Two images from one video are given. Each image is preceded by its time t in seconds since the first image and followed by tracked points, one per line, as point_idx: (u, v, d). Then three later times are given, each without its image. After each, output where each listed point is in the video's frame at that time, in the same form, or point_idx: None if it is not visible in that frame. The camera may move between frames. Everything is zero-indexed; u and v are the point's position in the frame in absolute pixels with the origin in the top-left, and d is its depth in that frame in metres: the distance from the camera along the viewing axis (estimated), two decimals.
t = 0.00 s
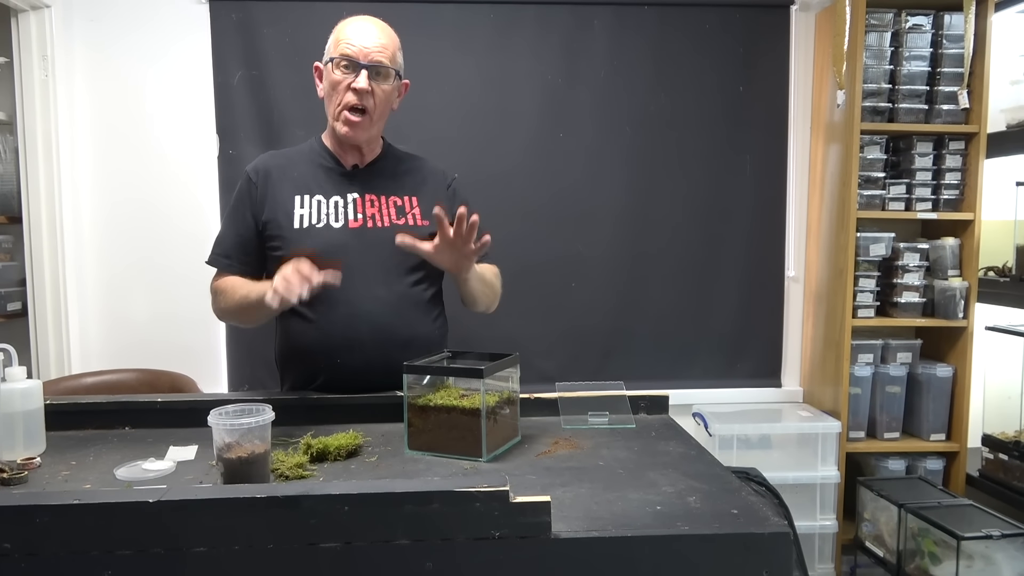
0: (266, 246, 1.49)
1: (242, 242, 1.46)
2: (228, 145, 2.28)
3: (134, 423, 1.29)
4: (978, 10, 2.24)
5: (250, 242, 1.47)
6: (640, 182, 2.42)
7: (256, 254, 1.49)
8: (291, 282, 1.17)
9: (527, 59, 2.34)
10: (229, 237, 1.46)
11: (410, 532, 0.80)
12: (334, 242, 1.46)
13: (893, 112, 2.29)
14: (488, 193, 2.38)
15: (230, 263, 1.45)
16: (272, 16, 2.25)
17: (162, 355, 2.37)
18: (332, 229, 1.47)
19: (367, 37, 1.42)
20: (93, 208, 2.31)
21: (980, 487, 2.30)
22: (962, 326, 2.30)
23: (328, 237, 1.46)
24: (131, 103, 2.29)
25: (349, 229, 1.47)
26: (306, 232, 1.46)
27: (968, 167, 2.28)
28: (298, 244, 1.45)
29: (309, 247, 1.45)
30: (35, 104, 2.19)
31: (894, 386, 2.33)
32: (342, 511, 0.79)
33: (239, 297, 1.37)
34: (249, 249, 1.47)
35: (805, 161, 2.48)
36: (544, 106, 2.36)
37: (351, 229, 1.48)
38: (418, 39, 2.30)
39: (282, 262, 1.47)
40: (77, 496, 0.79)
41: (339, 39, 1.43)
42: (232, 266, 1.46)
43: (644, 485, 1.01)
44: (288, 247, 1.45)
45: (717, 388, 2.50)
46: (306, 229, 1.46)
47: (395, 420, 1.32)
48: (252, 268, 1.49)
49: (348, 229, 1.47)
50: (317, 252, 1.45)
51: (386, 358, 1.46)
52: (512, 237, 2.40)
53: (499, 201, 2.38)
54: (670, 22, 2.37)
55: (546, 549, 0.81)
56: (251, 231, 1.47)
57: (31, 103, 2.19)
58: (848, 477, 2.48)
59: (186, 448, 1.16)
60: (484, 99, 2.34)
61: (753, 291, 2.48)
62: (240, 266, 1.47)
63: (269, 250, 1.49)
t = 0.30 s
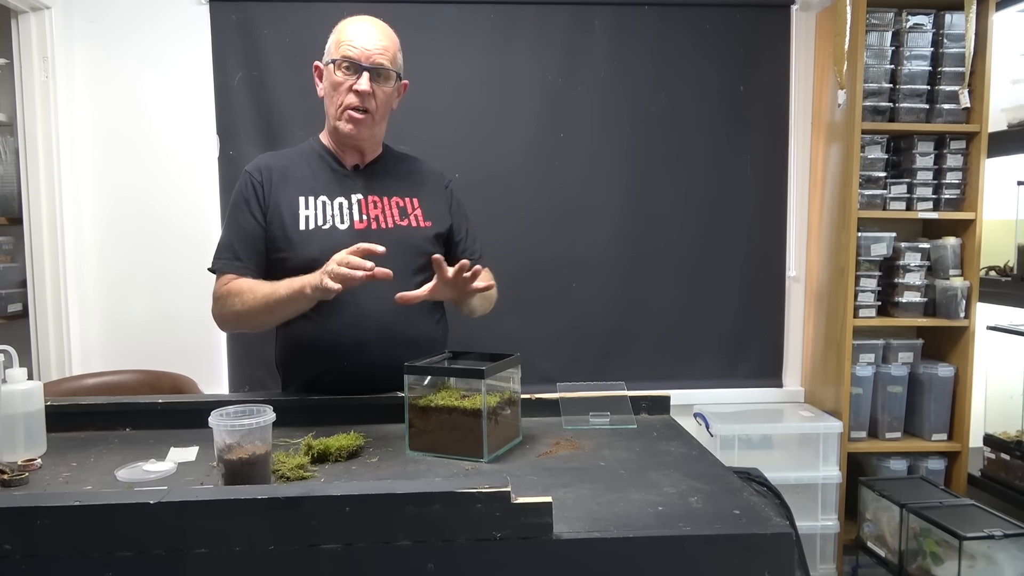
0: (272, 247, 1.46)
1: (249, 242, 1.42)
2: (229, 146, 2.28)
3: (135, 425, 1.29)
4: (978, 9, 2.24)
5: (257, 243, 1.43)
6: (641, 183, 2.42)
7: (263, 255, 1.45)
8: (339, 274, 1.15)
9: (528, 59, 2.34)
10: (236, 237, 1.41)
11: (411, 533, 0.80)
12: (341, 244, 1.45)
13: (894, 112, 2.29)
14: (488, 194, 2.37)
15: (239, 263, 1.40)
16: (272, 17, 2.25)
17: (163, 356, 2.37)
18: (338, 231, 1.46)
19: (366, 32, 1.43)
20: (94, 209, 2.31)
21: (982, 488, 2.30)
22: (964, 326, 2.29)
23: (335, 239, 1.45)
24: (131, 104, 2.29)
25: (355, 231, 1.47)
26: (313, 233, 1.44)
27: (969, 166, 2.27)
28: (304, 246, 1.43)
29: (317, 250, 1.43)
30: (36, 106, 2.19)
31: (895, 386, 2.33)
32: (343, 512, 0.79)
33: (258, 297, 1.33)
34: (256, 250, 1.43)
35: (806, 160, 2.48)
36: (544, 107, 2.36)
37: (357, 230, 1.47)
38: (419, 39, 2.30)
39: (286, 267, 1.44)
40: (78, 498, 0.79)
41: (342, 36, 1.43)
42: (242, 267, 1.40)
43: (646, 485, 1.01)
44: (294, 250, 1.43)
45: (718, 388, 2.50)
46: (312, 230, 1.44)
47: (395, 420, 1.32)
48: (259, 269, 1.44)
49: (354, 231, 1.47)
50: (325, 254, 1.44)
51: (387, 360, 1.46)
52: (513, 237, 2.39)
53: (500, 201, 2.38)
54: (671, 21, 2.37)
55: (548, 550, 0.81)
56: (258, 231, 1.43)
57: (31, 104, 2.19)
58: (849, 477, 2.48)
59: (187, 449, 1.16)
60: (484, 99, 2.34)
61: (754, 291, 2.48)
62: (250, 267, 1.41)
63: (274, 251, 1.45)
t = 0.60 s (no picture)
0: (267, 253, 1.46)
1: (242, 247, 1.41)
2: (229, 147, 2.28)
3: (135, 426, 1.29)
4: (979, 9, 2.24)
5: (249, 249, 1.43)
6: (641, 183, 2.41)
7: (256, 261, 1.45)
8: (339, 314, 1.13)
9: (528, 59, 2.34)
10: (227, 242, 1.41)
11: (412, 534, 0.80)
12: (340, 247, 1.44)
13: (895, 111, 2.28)
14: (488, 194, 2.37)
15: (229, 269, 1.40)
16: (272, 17, 2.25)
17: (163, 357, 2.37)
18: (336, 233, 1.45)
19: (382, 49, 1.37)
20: (94, 210, 2.31)
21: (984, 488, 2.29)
22: (965, 325, 2.29)
23: (334, 242, 1.44)
24: (131, 104, 2.28)
25: (354, 233, 1.46)
26: (311, 237, 1.43)
27: (970, 166, 2.27)
28: (301, 249, 1.42)
29: (315, 253, 1.42)
30: (36, 107, 2.19)
31: (896, 386, 2.33)
32: (343, 513, 0.79)
33: (247, 315, 1.32)
34: (249, 255, 1.43)
35: (806, 160, 2.48)
36: (545, 106, 2.36)
37: (355, 233, 1.46)
38: (419, 39, 2.30)
39: (285, 270, 1.44)
40: (77, 499, 0.79)
41: (358, 52, 1.37)
42: (231, 273, 1.41)
43: (647, 486, 1.01)
44: (291, 254, 1.43)
45: (719, 387, 2.50)
46: (311, 234, 1.44)
47: (395, 421, 1.32)
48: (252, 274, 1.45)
49: (352, 233, 1.45)
50: (323, 257, 1.43)
51: (387, 360, 1.45)
52: (513, 238, 2.39)
53: (500, 201, 2.38)
54: (671, 21, 2.37)
55: (549, 551, 0.81)
56: (251, 236, 1.43)
57: (31, 104, 2.19)
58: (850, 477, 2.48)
59: (186, 450, 1.16)
60: (484, 99, 2.34)
61: (754, 291, 2.48)
62: (238, 272, 1.42)
63: (270, 255, 1.45)
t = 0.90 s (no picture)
0: (267, 254, 1.46)
1: (241, 248, 1.42)
2: (228, 147, 2.28)
3: (134, 426, 1.29)
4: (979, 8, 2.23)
5: (247, 250, 1.43)
6: (641, 182, 2.41)
7: (254, 261, 1.45)
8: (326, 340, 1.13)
9: (527, 58, 2.34)
10: (225, 243, 1.41)
11: (410, 533, 0.80)
12: (341, 248, 1.43)
13: (894, 111, 2.28)
14: (488, 195, 2.37)
15: (226, 269, 1.41)
16: (272, 17, 2.25)
17: (162, 357, 2.37)
18: (338, 234, 1.44)
19: (388, 52, 1.36)
20: (93, 210, 2.31)
21: (984, 487, 2.29)
22: (965, 325, 2.29)
23: (336, 243, 1.44)
24: (131, 104, 2.28)
25: (355, 234, 1.45)
26: (312, 238, 1.43)
27: (970, 165, 2.27)
28: (303, 251, 1.42)
29: (316, 254, 1.42)
30: (35, 107, 2.19)
31: (896, 385, 2.32)
32: (342, 512, 0.79)
33: (243, 320, 1.32)
34: (247, 256, 1.43)
35: (806, 160, 2.48)
36: (544, 106, 2.36)
37: (357, 234, 1.46)
38: (418, 39, 2.30)
39: (287, 270, 1.44)
40: (76, 498, 0.79)
41: (364, 56, 1.37)
42: (228, 273, 1.41)
43: (646, 485, 1.01)
44: (293, 256, 1.43)
45: (719, 387, 2.49)
46: (312, 235, 1.43)
47: (395, 421, 1.31)
48: (250, 275, 1.46)
49: (354, 235, 1.45)
50: (324, 258, 1.42)
51: (386, 360, 1.45)
52: (513, 238, 2.39)
53: (499, 201, 2.38)
54: (671, 21, 2.37)
55: (547, 551, 0.81)
56: (250, 238, 1.43)
57: (31, 105, 2.19)
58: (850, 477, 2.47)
59: (186, 450, 1.16)
60: (484, 99, 2.34)
61: (754, 291, 2.48)
62: (235, 273, 1.42)
63: (270, 255, 1.45)
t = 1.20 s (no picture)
0: (267, 252, 1.45)
1: (241, 245, 1.42)
2: (227, 146, 2.28)
3: (133, 425, 1.28)
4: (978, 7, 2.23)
5: (248, 247, 1.43)
6: (640, 181, 2.41)
7: (254, 259, 1.45)
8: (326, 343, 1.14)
9: (526, 57, 2.34)
10: (226, 241, 1.41)
11: (408, 532, 0.80)
12: (340, 247, 1.43)
13: (893, 110, 2.28)
14: (487, 194, 2.37)
15: (226, 267, 1.40)
16: (270, 16, 2.25)
17: (161, 357, 2.37)
18: (337, 233, 1.44)
19: (389, 51, 1.36)
20: (92, 209, 2.31)
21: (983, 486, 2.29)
22: (964, 324, 2.29)
23: (335, 241, 1.44)
24: (129, 103, 2.28)
25: (355, 232, 1.45)
26: (312, 236, 1.43)
27: (969, 164, 2.27)
28: (303, 249, 1.42)
29: (316, 252, 1.42)
30: (33, 106, 2.18)
31: (895, 384, 2.33)
32: (340, 511, 0.79)
33: (246, 317, 1.32)
34: (247, 254, 1.43)
35: (805, 159, 2.47)
36: (543, 105, 2.36)
37: (356, 232, 1.46)
38: (416, 38, 2.29)
39: (285, 268, 1.43)
40: (73, 498, 0.79)
41: (364, 55, 1.37)
42: (229, 271, 1.41)
43: (644, 484, 1.01)
44: (292, 253, 1.42)
45: (718, 387, 2.49)
46: (312, 233, 1.43)
47: (393, 420, 1.31)
48: (250, 273, 1.45)
49: (353, 233, 1.45)
50: (324, 256, 1.42)
51: (385, 360, 1.45)
52: (512, 237, 2.39)
53: (498, 200, 2.37)
54: (669, 20, 2.37)
55: (545, 550, 0.81)
56: (250, 235, 1.43)
57: (29, 104, 2.19)
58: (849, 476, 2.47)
59: (184, 449, 1.16)
60: (482, 98, 2.33)
61: (753, 290, 2.48)
62: (236, 271, 1.42)
63: (269, 253, 1.45)
